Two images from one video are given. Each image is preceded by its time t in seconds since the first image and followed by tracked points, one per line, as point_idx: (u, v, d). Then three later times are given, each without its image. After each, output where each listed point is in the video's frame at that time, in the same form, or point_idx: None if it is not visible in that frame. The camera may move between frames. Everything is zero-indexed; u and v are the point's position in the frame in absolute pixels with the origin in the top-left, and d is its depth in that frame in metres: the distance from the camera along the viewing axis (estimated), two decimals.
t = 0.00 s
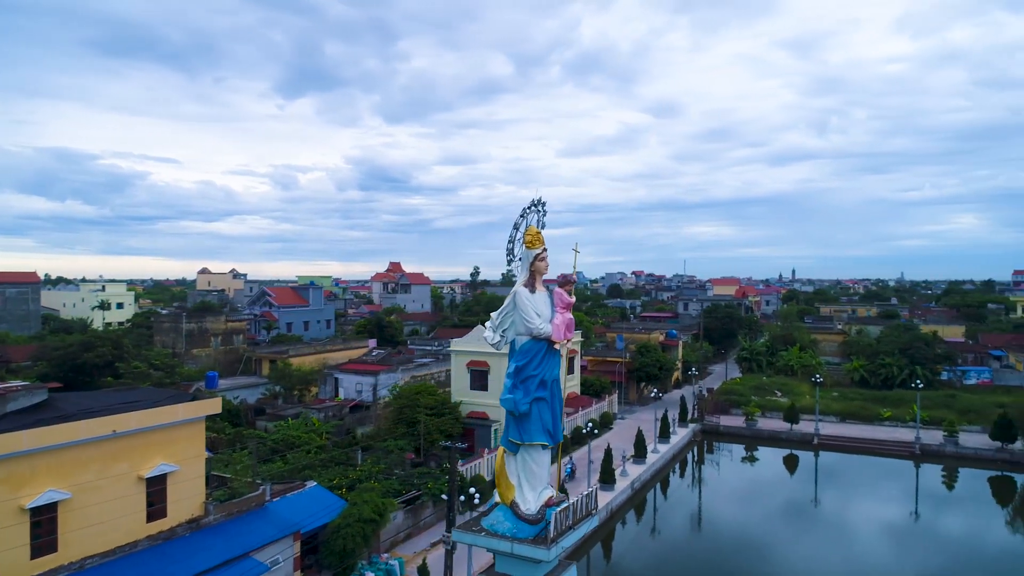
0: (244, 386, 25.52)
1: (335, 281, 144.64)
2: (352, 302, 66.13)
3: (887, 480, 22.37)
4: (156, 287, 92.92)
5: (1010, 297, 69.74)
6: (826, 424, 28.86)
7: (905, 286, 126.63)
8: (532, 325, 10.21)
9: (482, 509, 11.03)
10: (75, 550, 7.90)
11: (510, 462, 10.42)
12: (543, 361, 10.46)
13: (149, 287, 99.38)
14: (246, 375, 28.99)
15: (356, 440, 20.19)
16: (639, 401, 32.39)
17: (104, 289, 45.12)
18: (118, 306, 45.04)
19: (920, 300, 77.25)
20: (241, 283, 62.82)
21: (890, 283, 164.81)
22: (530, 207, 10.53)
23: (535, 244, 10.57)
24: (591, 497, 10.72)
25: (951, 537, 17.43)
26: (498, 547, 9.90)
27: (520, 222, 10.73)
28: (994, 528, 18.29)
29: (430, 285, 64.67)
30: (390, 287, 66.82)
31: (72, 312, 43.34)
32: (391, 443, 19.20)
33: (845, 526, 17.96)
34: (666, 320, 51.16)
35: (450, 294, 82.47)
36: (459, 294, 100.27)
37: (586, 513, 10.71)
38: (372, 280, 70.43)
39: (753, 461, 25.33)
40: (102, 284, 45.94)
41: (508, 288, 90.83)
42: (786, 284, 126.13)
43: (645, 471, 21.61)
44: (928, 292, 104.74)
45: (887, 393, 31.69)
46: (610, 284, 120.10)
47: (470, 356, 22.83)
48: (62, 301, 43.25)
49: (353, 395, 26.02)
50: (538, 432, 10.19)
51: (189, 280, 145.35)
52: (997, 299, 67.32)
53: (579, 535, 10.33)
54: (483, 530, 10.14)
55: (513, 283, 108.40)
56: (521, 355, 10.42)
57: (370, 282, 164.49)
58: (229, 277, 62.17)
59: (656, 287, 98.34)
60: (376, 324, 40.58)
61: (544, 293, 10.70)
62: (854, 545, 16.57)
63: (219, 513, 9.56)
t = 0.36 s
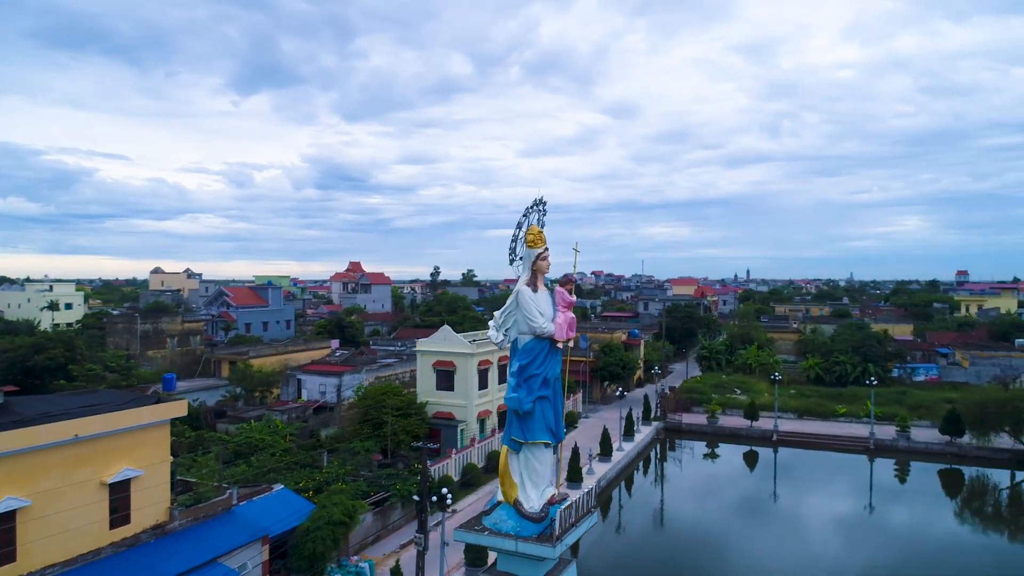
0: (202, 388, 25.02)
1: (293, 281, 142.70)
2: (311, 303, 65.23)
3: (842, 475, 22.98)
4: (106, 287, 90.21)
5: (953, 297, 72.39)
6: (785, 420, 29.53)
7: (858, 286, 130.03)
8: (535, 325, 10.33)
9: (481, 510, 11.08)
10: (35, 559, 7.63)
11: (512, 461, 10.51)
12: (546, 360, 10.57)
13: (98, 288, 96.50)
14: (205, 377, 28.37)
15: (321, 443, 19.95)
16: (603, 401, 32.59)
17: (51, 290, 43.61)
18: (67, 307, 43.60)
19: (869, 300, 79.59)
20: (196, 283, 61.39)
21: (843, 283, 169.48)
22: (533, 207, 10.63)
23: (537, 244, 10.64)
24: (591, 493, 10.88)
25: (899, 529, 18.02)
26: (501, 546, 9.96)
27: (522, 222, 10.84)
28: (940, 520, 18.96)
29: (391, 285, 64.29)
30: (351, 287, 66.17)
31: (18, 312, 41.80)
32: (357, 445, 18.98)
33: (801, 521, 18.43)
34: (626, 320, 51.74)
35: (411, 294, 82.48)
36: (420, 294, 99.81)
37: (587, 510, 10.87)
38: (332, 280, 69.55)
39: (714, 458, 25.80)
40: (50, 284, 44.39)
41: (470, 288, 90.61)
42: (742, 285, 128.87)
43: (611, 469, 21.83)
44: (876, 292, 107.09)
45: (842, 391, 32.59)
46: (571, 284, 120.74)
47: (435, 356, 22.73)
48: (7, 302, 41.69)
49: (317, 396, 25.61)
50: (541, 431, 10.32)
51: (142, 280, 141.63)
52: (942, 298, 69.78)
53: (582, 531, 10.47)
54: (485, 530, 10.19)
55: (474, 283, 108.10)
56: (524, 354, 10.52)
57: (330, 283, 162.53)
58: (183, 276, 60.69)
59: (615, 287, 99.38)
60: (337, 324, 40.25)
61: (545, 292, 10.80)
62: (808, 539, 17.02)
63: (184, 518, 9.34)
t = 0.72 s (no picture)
0: (159, 391, 24.47)
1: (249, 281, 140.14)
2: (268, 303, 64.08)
3: (798, 470, 23.56)
4: (50, 287, 87.19)
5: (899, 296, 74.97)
6: (744, 417, 30.13)
7: (811, 286, 133.48)
8: (538, 325, 10.30)
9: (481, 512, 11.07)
10: None
11: (514, 461, 10.54)
12: (548, 359, 10.57)
13: (42, 288, 93.19)
14: (160, 380, 27.66)
15: (284, 445, 19.63)
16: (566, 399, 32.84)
17: None
18: (11, 308, 42.00)
19: (820, 299, 81.81)
20: (147, 283, 59.74)
21: (797, 283, 173.88)
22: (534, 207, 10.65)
23: (538, 244, 10.65)
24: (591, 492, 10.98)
25: (852, 522, 18.59)
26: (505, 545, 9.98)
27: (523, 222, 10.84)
28: (891, 513, 19.62)
29: (349, 285, 63.75)
30: (309, 287, 65.41)
31: None
32: (322, 447, 18.70)
33: (759, 515, 18.88)
34: (587, 319, 52.24)
35: (370, 294, 81.96)
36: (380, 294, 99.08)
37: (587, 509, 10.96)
38: (289, 280, 68.47)
39: (676, 455, 26.18)
40: None
41: (429, 288, 90.14)
42: (698, 285, 131.23)
43: (576, 467, 22.00)
44: (825, 292, 110.17)
45: (798, 388, 33.42)
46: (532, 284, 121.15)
47: (401, 356, 22.56)
48: None
49: (278, 398, 24.93)
50: (543, 430, 10.33)
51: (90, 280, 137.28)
52: (888, 297, 72.14)
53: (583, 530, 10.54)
54: (488, 530, 10.18)
55: (435, 283, 107.63)
56: (526, 354, 10.49)
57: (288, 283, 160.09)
58: (134, 276, 59.01)
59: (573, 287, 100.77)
60: (296, 325, 39.76)
61: (546, 292, 10.82)
62: (765, 533, 17.45)
63: (147, 525, 9.08)
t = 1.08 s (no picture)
0: (117, 394, 23.85)
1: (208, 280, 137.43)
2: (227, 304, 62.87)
3: (760, 467, 24.02)
4: None
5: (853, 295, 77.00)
6: (708, 414, 30.60)
7: (771, 286, 135.87)
8: (539, 325, 10.30)
9: (481, 510, 11.05)
10: None
11: (517, 460, 10.50)
12: (548, 359, 10.57)
13: None
14: (117, 382, 26.96)
15: (249, 448, 19.30)
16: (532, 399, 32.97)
17: None
18: None
19: (778, 298, 83.55)
20: (100, 282, 58.09)
21: (757, 283, 177.45)
22: (532, 207, 10.65)
23: (538, 244, 10.64)
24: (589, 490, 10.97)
25: (809, 516, 19.05)
26: (507, 545, 9.97)
27: (523, 223, 10.85)
28: (848, 507, 20.15)
29: (311, 285, 63.01)
30: (269, 287, 64.44)
31: None
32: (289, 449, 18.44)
33: (722, 511, 19.24)
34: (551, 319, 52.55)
35: (332, 294, 81.18)
36: (342, 293, 98.12)
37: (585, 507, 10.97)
38: (249, 280, 67.31)
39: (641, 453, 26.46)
40: None
41: (392, 288, 89.63)
42: (660, 284, 133.04)
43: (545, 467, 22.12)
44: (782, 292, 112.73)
45: (759, 386, 34.12)
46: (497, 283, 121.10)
47: (368, 357, 22.34)
48: None
49: (241, 401, 24.47)
50: (545, 430, 10.29)
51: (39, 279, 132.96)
52: (843, 296, 74.11)
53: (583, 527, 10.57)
54: (490, 529, 10.17)
55: (399, 283, 106.82)
56: (527, 354, 10.50)
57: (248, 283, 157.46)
58: (86, 276, 57.32)
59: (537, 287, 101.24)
60: (257, 326, 39.18)
61: (546, 292, 10.82)
62: (725, 528, 17.77)
63: (112, 532, 8.85)
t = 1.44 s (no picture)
0: (64, 398, 23.03)
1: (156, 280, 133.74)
2: (177, 304, 61.20)
3: (717, 463, 24.52)
4: None
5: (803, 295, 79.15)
6: (667, 412, 31.09)
7: (722, 287, 138.20)
8: (538, 324, 10.42)
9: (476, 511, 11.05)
10: None
11: (517, 458, 10.59)
12: (546, 358, 10.70)
13: None
14: (64, 386, 26.02)
15: (206, 452, 18.85)
16: (494, 399, 33.03)
17: None
18: None
19: (731, 298, 85.30)
20: (42, 282, 55.92)
21: (712, 283, 180.94)
22: (531, 208, 10.79)
23: (536, 244, 10.81)
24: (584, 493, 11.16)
25: (765, 511, 19.53)
26: (507, 544, 9.98)
27: (521, 223, 10.97)
28: (801, 501, 20.73)
29: (265, 285, 61.88)
30: (221, 288, 63.04)
31: None
32: (249, 452, 18.07)
33: (680, 507, 19.59)
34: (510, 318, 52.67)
35: (286, 294, 79.78)
36: (296, 293, 96.55)
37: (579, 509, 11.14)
38: (200, 280, 65.69)
39: (602, 451, 26.74)
40: None
41: (349, 288, 88.59)
42: (617, 285, 134.61)
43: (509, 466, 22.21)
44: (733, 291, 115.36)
45: (716, 383, 34.84)
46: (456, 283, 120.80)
47: (329, 359, 22.03)
48: None
49: (196, 404, 23.89)
50: (543, 429, 10.40)
51: None
52: (793, 296, 76.11)
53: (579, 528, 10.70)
54: (489, 529, 10.18)
55: (355, 284, 105.58)
56: (526, 353, 10.58)
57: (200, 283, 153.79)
58: (26, 276, 55.06)
59: (495, 287, 101.33)
60: (210, 327, 38.37)
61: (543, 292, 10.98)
62: (680, 524, 18.10)
63: (68, 541, 8.54)
